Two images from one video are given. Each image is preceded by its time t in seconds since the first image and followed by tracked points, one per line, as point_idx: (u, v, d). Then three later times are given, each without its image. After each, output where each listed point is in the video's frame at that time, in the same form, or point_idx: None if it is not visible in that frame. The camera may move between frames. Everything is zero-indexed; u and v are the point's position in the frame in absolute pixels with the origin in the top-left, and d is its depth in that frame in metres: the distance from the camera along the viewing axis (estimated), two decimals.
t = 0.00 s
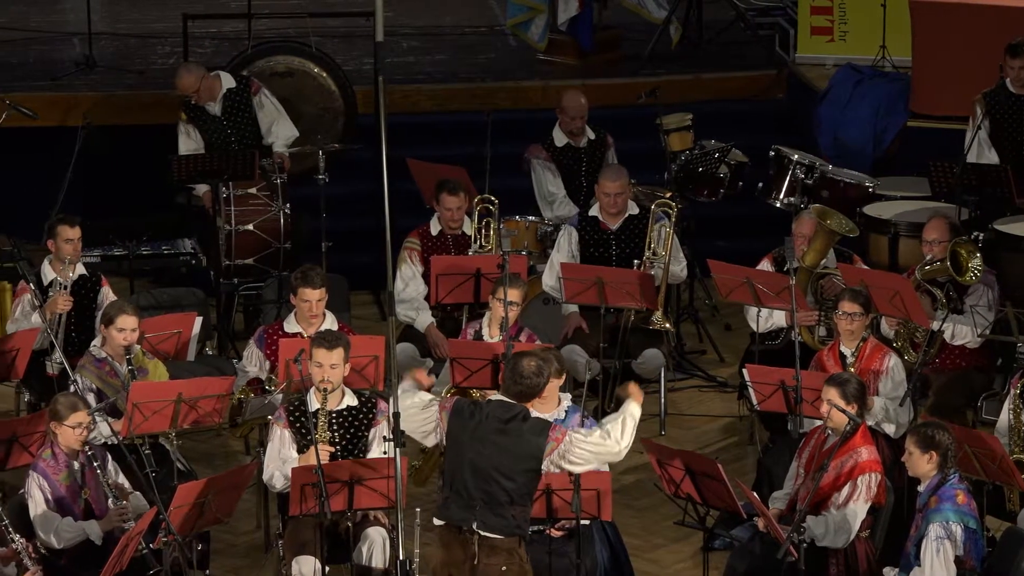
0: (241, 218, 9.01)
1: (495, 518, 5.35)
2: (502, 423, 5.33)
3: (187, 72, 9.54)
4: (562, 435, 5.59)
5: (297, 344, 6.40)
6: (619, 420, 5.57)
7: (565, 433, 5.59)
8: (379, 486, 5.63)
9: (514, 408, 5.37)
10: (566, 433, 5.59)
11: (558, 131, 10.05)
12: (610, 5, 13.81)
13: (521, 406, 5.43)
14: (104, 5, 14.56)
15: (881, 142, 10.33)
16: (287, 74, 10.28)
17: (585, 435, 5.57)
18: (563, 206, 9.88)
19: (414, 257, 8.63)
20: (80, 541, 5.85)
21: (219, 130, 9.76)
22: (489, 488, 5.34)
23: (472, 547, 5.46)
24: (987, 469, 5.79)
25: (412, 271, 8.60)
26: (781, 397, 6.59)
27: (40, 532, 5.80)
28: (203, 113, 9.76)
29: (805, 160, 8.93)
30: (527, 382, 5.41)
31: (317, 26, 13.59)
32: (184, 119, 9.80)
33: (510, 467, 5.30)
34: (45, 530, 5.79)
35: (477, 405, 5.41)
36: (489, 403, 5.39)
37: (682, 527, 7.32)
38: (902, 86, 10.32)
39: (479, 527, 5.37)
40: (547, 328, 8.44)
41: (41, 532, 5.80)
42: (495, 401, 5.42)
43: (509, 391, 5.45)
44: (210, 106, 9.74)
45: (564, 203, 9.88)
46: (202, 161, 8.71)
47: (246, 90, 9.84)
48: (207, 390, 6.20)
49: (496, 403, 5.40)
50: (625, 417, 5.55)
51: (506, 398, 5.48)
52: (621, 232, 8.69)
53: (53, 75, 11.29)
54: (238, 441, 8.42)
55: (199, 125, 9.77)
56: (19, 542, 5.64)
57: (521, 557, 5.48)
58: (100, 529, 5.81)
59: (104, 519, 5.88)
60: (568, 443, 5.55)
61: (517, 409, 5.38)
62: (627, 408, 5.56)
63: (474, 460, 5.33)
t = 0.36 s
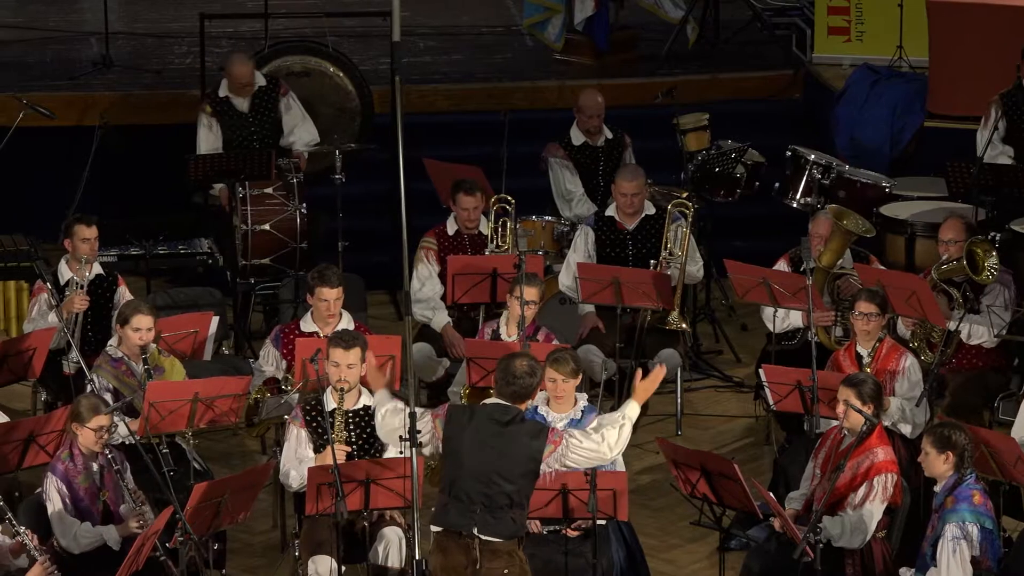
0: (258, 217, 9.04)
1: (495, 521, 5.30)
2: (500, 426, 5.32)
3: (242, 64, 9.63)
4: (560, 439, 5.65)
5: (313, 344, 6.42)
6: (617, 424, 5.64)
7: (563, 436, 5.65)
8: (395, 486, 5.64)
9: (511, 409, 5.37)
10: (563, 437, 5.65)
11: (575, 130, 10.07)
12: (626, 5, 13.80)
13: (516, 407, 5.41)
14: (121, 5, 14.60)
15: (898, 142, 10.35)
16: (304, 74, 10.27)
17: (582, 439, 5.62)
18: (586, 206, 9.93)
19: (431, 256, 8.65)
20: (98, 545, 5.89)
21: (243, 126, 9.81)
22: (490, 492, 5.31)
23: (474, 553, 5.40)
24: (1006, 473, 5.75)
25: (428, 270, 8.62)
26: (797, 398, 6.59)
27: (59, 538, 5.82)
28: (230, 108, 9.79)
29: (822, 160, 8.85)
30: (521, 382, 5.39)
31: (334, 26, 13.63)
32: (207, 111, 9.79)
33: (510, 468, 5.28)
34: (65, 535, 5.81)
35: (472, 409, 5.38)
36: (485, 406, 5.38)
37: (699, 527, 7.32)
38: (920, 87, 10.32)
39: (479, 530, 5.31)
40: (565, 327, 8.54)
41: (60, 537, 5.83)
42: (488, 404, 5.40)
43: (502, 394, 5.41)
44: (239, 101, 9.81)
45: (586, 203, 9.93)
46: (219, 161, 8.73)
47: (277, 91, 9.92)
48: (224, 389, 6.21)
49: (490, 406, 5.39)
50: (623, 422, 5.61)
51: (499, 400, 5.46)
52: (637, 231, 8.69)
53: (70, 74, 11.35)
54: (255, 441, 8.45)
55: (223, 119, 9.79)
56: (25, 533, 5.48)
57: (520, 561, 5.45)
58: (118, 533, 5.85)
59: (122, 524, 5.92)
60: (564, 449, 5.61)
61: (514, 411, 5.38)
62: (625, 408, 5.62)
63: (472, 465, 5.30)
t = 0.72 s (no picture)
0: (273, 217, 9.05)
1: (500, 525, 5.38)
2: (497, 429, 5.37)
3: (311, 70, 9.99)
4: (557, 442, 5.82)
5: (330, 344, 6.44)
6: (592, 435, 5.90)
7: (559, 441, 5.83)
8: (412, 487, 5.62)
9: (507, 410, 5.42)
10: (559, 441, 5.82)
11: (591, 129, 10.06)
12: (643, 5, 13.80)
13: (509, 406, 5.46)
14: (138, 5, 14.64)
15: (914, 143, 10.36)
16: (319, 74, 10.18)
17: (576, 445, 5.82)
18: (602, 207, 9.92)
19: (447, 256, 8.66)
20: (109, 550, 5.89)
21: (281, 128, 10.20)
22: (493, 496, 5.36)
23: (478, 556, 5.42)
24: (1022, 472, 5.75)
25: (444, 270, 8.63)
26: (813, 398, 6.59)
27: (72, 541, 5.85)
28: (275, 109, 10.19)
29: (839, 160, 8.87)
30: (512, 382, 5.42)
31: (350, 25, 13.65)
32: (251, 104, 10.12)
33: (513, 470, 5.34)
34: (78, 538, 5.84)
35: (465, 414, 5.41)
36: (479, 409, 5.42)
37: (715, 527, 7.32)
38: (936, 86, 10.28)
39: (486, 534, 5.37)
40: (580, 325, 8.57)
41: (73, 540, 5.85)
42: (481, 407, 5.44)
43: (495, 395, 5.45)
44: (285, 105, 10.19)
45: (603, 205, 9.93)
46: (235, 160, 8.75)
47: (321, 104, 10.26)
48: (239, 388, 6.22)
49: (485, 409, 5.42)
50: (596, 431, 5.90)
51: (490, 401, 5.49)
52: (653, 231, 8.70)
53: (87, 74, 11.41)
54: (271, 440, 8.47)
55: (264, 117, 10.17)
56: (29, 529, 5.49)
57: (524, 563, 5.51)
58: (129, 539, 5.84)
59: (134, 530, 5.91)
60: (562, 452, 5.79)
61: (510, 412, 5.43)
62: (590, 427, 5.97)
63: (474, 469, 5.33)
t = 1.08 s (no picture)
0: (290, 217, 9.08)
1: (510, 524, 5.49)
2: (499, 431, 5.36)
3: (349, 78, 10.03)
4: (556, 425, 5.68)
5: (345, 344, 6.46)
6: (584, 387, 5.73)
7: (558, 421, 5.69)
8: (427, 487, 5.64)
9: (504, 409, 5.43)
10: (557, 419, 5.68)
11: (604, 129, 10.08)
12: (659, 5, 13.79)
13: (507, 405, 5.46)
14: (154, 5, 14.67)
15: (930, 143, 10.35)
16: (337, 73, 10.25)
17: (573, 416, 5.69)
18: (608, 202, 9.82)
19: (463, 256, 8.68)
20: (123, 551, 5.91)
21: (306, 131, 10.19)
22: (501, 497, 5.44)
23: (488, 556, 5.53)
24: None
25: (460, 270, 8.65)
26: (830, 399, 6.58)
27: (85, 541, 5.87)
28: (306, 111, 10.18)
29: (855, 160, 8.91)
30: (507, 379, 5.42)
31: (366, 26, 13.67)
32: (283, 104, 10.12)
33: (519, 471, 5.40)
34: (92, 539, 5.86)
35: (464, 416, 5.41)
36: (478, 412, 5.41)
37: (731, 527, 7.32)
38: (952, 87, 10.30)
39: (497, 533, 5.47)
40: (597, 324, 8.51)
41: (86, 540, 5.87)
42: (478, 409, 5.43)
43: (491, 395, 5.45)
44: (316, 108, 10.20)
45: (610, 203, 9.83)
46: (251, 160, 8.78)
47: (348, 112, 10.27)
48: (260, 388, 6.27)
49: (483, 411, 5.41)
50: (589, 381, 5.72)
51: (488, 401, 5.49)
52: (669, 231, 8.70)
53: (103, 73, 11.45)
54: (287, 440, 8.49)
55: (293, 117, 10.17)
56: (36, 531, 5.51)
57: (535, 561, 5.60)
58: (143, 542, 5.85)
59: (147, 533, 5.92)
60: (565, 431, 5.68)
61: (507, 412, 5.43)
62: (580, 366, 5.79)
63: (479, 475, 5.36)
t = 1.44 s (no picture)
0: (305, 217, 9.10)
1: (511, 533, 5.45)
2: (502, 439, 5.38)
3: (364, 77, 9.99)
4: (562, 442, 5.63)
5: (360, 344, 6.48)
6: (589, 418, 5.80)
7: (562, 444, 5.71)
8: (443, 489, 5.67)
9: (507, 415, 5.44)
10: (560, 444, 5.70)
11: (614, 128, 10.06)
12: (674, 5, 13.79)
13: (509, 412, 5.48)
14: (170, 5, 14.71)
15: (946, 143, 10.34)
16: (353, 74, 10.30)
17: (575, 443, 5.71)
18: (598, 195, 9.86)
19: (478, 256, 8.70)
20: (136, 552, 5.92)
21: (323, 128, 10.19)
22: (504, 506, 5.42)
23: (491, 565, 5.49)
24: None
25: (475, 270, 8.66)
26: (844, 399, 6.58)
27: (100, 541, 5.87)
28: (321, 109, 10.19)
29: (870, 160, 8.93)
30: (510, 387, 5.44)
31: (381, 25, 13.69)
32: (299, 102, 10.15)
33: (522, 479, 5.39)
34: (106, 539, 5.86)
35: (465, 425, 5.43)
36: (481, 419, 5.43)
37: (745, 527, 7.32)
38: (967, 87, 10.26)
39: (498, 543, 5.43)
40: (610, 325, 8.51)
41: (101, 539, 5.87)
42: (483, 415, 5.45)
43: (494, 401, 5.46)
44: (332, 107, 10.19)
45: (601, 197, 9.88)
46: (267, 160, 8.81)
47: (365, 111, 10.26)
48: (272, 388, 6.27)
49: (486, 418, 5.43)
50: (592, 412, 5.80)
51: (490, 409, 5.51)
52: (684, 231, 8.71)
53: (118, 73, 11.49)
54: (302, 439, 8.52)
55: (310, 115, 10.17)
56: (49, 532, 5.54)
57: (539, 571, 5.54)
58: (156, 541, 5.87)
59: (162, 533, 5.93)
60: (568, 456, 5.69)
61: (510, 419, 5.45)
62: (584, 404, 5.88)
63: (483, 483, 5.37)
